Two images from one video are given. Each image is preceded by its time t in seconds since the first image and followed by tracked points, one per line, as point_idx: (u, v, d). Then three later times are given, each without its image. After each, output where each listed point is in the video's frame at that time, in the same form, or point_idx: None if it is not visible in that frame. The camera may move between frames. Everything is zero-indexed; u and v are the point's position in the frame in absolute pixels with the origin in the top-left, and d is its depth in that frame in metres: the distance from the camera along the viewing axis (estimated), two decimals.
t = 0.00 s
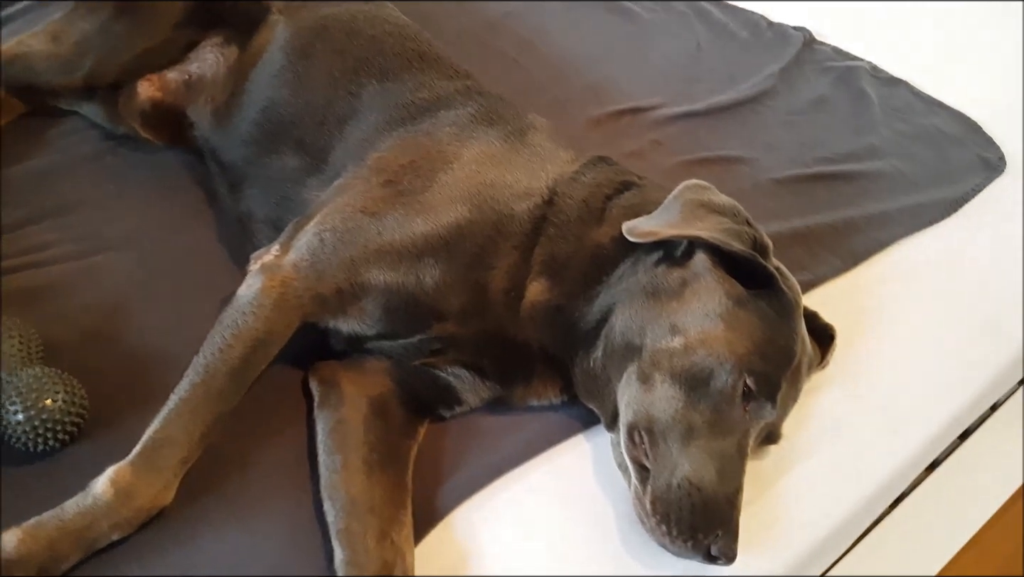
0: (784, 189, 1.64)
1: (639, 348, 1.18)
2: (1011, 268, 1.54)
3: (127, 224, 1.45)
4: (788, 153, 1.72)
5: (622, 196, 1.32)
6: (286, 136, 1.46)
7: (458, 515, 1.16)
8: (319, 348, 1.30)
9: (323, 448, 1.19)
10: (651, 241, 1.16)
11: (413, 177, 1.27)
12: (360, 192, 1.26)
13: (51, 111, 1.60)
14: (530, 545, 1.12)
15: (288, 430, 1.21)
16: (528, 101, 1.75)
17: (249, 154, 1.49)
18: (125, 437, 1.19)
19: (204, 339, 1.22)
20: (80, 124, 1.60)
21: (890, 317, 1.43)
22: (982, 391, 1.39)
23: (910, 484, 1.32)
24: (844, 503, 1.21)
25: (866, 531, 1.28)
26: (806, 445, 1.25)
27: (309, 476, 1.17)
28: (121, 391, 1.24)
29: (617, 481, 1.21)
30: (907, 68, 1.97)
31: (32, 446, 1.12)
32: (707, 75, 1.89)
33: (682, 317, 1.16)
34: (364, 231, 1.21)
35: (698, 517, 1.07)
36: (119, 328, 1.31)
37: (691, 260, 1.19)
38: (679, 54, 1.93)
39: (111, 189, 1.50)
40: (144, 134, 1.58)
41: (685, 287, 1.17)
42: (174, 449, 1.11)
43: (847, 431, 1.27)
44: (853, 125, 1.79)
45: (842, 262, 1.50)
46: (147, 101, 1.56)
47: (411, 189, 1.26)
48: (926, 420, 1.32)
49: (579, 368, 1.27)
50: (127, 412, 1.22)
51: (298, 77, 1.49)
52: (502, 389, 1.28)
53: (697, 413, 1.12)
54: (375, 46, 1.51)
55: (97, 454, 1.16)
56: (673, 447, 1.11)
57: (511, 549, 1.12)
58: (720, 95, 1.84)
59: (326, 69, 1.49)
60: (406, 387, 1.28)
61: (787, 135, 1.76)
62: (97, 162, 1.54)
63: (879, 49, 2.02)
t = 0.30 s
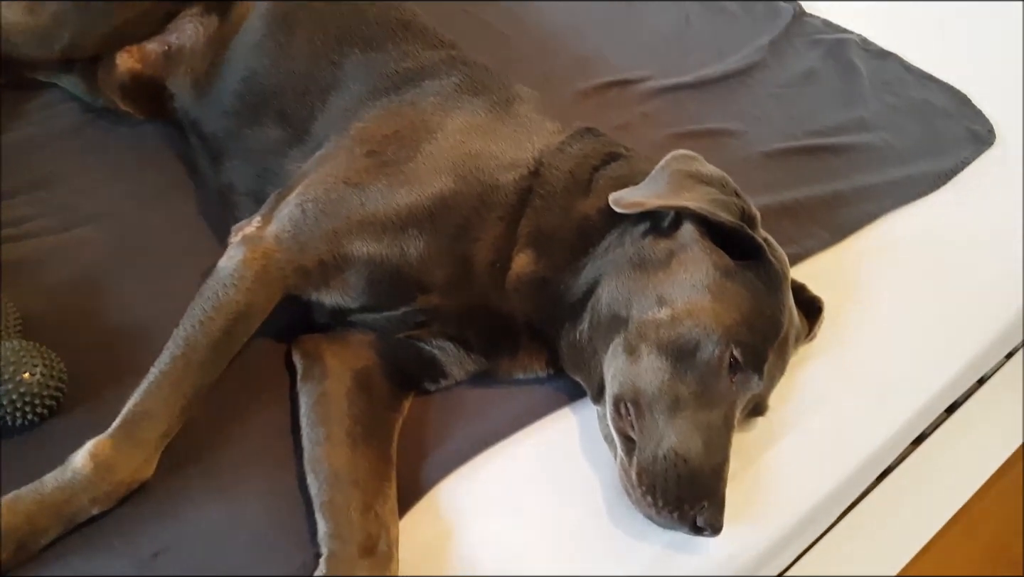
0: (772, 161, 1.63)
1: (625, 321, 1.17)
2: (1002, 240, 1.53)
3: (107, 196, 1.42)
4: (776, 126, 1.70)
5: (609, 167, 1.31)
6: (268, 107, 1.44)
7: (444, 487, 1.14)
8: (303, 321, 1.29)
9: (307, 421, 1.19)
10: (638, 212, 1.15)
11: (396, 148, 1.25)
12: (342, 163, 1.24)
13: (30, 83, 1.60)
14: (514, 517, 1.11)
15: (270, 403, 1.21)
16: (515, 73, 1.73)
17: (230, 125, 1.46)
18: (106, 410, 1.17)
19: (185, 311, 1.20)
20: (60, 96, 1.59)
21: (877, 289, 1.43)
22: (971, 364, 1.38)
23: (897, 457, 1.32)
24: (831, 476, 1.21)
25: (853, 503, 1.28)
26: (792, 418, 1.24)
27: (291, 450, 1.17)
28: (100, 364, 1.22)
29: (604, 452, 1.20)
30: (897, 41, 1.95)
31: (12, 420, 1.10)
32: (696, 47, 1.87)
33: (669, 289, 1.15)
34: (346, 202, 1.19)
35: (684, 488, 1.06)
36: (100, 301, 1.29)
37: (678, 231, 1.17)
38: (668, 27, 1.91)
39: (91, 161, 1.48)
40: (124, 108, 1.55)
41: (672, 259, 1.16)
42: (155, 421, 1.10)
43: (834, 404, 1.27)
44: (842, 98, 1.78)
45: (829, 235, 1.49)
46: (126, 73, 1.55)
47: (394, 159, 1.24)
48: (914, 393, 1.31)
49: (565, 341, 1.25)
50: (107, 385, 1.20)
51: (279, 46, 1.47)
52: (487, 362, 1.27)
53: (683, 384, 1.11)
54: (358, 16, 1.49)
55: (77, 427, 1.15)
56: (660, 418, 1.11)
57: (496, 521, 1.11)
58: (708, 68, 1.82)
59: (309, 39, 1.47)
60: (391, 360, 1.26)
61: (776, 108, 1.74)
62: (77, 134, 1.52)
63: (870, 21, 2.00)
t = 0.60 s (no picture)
0: (757, 139, 1.61)
1: (609, 301, 1.16)
2: (988, 217, 1.52)
3: (85, 180, 1.40)
4: (761, 104, 1.69)
5: (593, 146, 1.29)
6: (246, 87, 1.42)
7: (427, 471, 1.13)
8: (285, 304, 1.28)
9: (288, 406, 1.17)
10: (622, 191, 1.13)
11: (376, 127, 1.23)
12: (321, 143, 1.22)
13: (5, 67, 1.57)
14: (501, 498, 1.08)
15: (250, 388, 1.19)
16: (498, 51, 1.70)
17: (208, 106, 1.44)
18: (85, 397, 1.16)
19: (163, 296, 1.18)
20: (35, 79, 1.56)
21: (863, 267, 1.42)
22: (957, 341, 1.38)
23: (884, 436, 1.31)
24: (818, 454, 1.20)
25: (839, 483, 1.27)
26: (777, 397, 1.24)
27: (273, 436, 1.16)
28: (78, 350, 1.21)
29: (590, 434, 1.18)
30: (882, 18, 1.94)
31: None
32: (681, 25, 1.85)
33: (653, 268, 1.14)
34: (326, 183, 1.17)
35: (670, 468, 1.06)
36: (79, 286, 1.27)
37: (662, 210, 1.16)
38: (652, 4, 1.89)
39: (68, 145, 1.46)
40: (101, 91, 1.52)
41: (656, 238, 1.15)
42: (132, 408, 1.08)
43: (819, 383, 1.26)
44: (827, 75, 1.77)
45: (814, 213, 1.48)
46: (102, 55, 1.52)
47: (374, 139, 1.22)
48: (901, 371, 1.31)
49: (549, 322, 1.24)
50: (86, 371, 1.19)
51: (257, 23, 1.45)
52: (471, 345, 1.26)
53: (668, 364, 1.10)
54: None
55: (55, 414, 1.13)
56: (644, 399, 1.10)
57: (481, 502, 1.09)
58: (693, 45, 1.80)
59: (287, 19, 1.45)
60: (373, 343, 1.25)
61: (761, 86, 1.73)
62: (53, 119, 1.50)
63: None
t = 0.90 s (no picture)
0: (747, 124, 1.60)
1: (598, 287, 1.15)
2: (979, 200, 1.52)
3: (67, 170, 1.38)
4: (751, 89, 1.68)
5: (581, 131, 1.28)
6: (228, 73, 1.40)
7: (416, 461, 1.12)
8: (271, 293, 1.26)
9: (274, 396, 1.16)
10: (610, 176, 1.12)
11: (361, 113, 1.21)
12: (305, 129, 1.20)
13: None
14: (491, 487, 1.07)
15: (236, 379, 1.18)
16: (485, 36, 1.68)
17: (189, 93, 1.42)
18: (68, 389, 1.14)
19: (146, 286, 1.17)
20: (16, 68, 1.53)
21: (853, 252, 1.41)
22: (950, 325, 1.37)
23: (875, 421, 1.31)
24: (809, 440, 1.19)
25: (832, 469, 1.26)
26: (767, 383, 1.23)
27: (259, 427, 1.14)
28: (61, 342, 1.19)
29: (579, 422, 1.17)
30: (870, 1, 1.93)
31: None
32: (669, 10, 1.84)
33: (642, 254, 1.13)
34: (310, 170, 1.16)
35: (660, 455, 1.05)
36: (61, 277, 1.26)
37: (650, 194, 1.15)
38: None
39: (49, 134, 1.43)
40: (83, 80, 1.50)
41: (645, 223, 1.14)
42: (115, 400, 1.07)
43: (810, 368, 1.26)
44: (815, 59, 1.76)
45: (804, 198, 1.48)
46: (83, 44, 1.49)
47: (359, 125, 1.20)
48: (892, 356, 1.30)
49: (538, 309, 1.23)
50: (68, 363, 1.17)
51: (239, 12, 1.43)
52: (459, 333, 1.25)
53: (657, 351, 1.09)
54: None
55: (38, 407, 1.12)
56: (634, 385, 1.09)
57: (471, 492, 1.07)
58: (682, 30, 1.78)
59: (271, 6, 1.43)
60: (360, 332, 1.24)
61: (750, 71, 1.72)
62: (35, 108, 1.47)
63: None
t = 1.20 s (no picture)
0: (739, 114, 1.59)
1: (590, 279, 1.14)
2: (973, 189, 1.51)
3: (53, 165, 1.36)
4: (742, 79, 1.67)
5: (572, 122, 1.27)
6: (215, 65, 1.39)
7: (407, 456, 1.11)
8: (260, 288, 1.25)
9: (263, 392, 1.15)
10: (601, 167, 1.11)
11: (349, 104, 1.20)
12: (293, 121, 1.19)
13: None
14: (483, 481, 1.07)
15: (225, 374, 1.16)
16: (474, 27, 1.67)
17: (176, 86, 1.41)
18: (55, 386, 1.13)
19: (133, 281, 1.16)
20: None
21: (846, 242, 1.41)
22: (944, 314, 1.36)
23: (870, 412, 1.30)
24: (804, 431, 1.19)
25: (826, 460, 1.26)
26: (761, 374, 1.22)
27: (249, 423, 1.13)
28: (47, 339, 1.17)
29: (572, 416, 1.16)
30: None
31: None
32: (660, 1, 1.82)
33: (634, 245, 1.12)
34: (298, 162, 1.14)
35: (653, 448, 1.04)
36: (47, 273, 1.24)
37: (642, 185, 1.14)
38: None
39: (35, 129, 1.41)
40: (70, 74, 1.48)
41: (636, 214, 1.13)
42: (102, 396, 1.06)
43: (804, 359, 1.25)
44: (808, 48, 1.76)
45: (797, 187, 1.47)
46: (70, 37, 1.47)
47: (348, 116, 1.19)
48: (886, 346, 1.30)
49: (529, 302, 1.22)
50: (55, 360, 1.15)
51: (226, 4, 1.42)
52: (450, 327, 1.23)
53: (650, 342, 1.08)
54: None
55: (24, 405, 1.10)
56: (627, 377, 1.08)
57: (462, 487, 1.06)
58: (673, 20, 1.77)
59: None
60: (350, 326, 1.23)
61: (741, 61, 1.71)
62: (20, 102, 1.45)
63: None
